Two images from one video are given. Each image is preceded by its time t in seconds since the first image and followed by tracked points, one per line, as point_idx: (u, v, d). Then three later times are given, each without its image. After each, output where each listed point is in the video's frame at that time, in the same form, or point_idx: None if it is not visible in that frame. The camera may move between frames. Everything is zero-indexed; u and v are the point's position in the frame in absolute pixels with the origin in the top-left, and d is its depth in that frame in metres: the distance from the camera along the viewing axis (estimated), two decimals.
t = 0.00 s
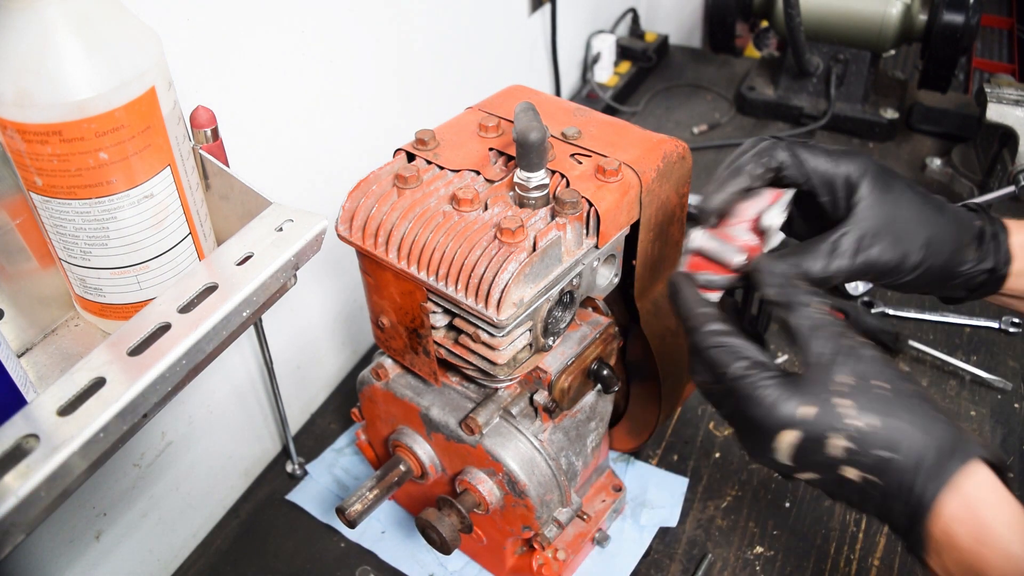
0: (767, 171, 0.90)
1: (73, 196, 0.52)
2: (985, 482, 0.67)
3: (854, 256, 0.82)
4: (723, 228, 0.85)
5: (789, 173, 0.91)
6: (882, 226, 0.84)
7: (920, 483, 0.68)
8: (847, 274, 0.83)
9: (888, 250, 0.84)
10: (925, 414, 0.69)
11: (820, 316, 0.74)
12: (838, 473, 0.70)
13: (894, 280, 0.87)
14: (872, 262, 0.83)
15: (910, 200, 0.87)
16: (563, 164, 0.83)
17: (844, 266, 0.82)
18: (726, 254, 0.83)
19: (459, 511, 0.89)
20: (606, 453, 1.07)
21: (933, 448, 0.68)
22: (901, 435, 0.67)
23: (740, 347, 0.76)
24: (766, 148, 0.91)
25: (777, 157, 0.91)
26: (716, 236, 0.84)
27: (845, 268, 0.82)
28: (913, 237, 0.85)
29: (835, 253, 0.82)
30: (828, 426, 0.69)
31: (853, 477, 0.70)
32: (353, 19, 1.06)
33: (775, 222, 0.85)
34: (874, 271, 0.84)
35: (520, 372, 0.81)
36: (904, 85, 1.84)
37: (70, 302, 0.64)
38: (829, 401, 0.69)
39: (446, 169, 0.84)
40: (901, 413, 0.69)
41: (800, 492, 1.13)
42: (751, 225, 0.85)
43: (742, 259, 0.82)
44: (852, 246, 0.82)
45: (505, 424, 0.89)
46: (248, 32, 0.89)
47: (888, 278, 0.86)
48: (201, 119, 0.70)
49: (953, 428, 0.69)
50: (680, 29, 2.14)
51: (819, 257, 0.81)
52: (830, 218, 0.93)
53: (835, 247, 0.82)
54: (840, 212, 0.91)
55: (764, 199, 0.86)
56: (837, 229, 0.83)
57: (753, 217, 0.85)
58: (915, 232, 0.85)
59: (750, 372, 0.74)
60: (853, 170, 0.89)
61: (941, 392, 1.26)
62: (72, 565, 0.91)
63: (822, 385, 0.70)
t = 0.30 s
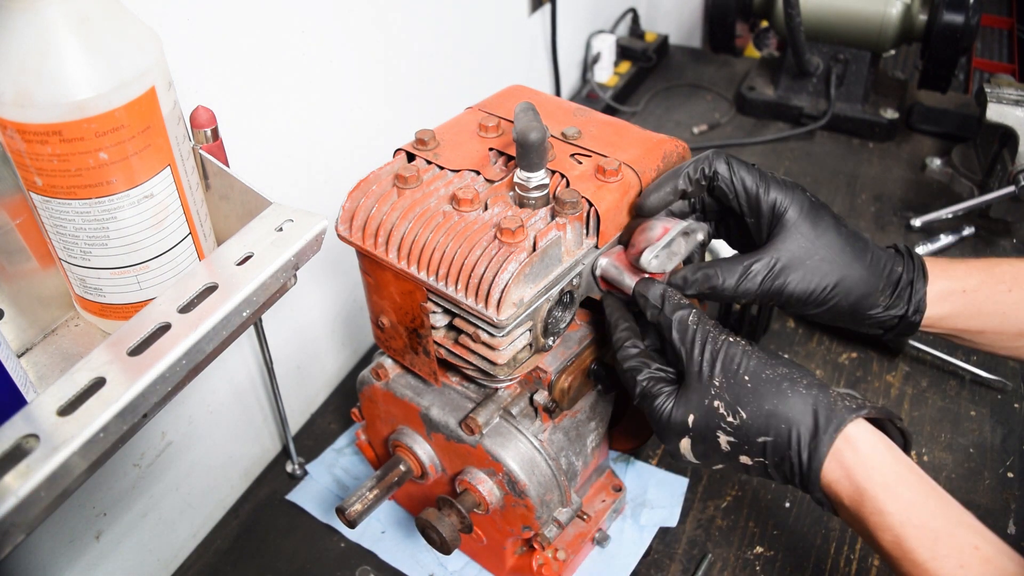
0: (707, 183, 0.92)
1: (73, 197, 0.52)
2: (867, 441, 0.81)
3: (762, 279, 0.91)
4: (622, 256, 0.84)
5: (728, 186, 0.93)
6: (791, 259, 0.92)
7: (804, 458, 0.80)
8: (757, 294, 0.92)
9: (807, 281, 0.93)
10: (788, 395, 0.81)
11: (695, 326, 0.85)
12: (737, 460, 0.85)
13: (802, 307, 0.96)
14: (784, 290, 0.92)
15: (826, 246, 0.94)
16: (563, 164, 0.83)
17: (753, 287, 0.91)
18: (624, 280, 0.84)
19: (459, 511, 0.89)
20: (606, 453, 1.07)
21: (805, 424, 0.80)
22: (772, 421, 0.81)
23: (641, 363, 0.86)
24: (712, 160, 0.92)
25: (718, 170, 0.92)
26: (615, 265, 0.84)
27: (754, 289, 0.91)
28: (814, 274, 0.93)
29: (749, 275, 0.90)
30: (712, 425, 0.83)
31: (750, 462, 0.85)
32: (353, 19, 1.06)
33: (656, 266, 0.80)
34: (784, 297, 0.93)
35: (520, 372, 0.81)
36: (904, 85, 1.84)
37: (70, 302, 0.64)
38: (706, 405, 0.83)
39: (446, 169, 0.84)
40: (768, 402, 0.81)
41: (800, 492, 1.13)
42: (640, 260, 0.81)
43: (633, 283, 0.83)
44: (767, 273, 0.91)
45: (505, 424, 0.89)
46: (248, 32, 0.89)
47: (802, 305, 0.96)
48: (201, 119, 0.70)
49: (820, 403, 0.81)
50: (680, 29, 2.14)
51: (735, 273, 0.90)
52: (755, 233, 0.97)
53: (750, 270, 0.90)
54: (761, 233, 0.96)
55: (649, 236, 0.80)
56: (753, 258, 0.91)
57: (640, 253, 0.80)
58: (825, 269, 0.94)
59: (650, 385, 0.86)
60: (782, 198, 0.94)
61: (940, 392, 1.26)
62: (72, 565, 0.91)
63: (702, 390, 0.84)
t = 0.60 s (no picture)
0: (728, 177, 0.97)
1: (73, 197, 0.52)
2: (867, 430, 0.80)
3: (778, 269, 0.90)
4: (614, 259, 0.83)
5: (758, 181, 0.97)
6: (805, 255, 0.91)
7: (805, 448, 0.79)
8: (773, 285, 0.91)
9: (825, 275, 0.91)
10: (789, 386, 0.81)
11: (697, 320, 0.86)
12: (739, 452, 0.85)
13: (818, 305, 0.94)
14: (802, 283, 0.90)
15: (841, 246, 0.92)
16: (563, 164, 0.83)
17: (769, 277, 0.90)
18: (622, 281, 0.83)
19: (459, 511, 0.89)
20: (606, 453, 1.07)
21: (806, 414, 0.80)
22: (772, 412, 0.80)
23: (644, 356, 0.87)
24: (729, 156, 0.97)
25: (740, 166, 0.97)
26: (610, 268, 0.82)
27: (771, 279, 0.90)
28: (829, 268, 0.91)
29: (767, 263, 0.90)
30: (713, 419, 0.83)
31: (753, 454, 0.85)
32: (353, 19, 1.06)
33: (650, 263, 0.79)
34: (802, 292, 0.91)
35: (520, 372, 0.81)
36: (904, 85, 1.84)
37: (70, 302, 0.64)
38: (707, 398, 0.83)
39: (446, 169, 0.84)
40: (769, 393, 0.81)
41: (800, 492, 1.13)
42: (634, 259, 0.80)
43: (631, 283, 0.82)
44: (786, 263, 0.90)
45: (505, 424, 0.89)
46: (248, 32, 0.89)
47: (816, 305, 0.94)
48: (201, 118, 0.70)
49: (820, 392, 0.80)
50: (680, 29, 2.14)
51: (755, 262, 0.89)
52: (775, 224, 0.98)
53: (767, 258, 0.89)
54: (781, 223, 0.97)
55: (638, 236, 0.79)
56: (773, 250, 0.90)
57: (633, 253, 0.80)
58: (846, 267, 0.91)
59: (652, 379, 0.87)
60: (807, 193, 0.95)
61: (940, 392, 1.26)
62: (72, 565, 0.91)
63: (703, 384, 0.84)
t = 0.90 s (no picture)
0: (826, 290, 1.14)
1: (73, 196, 0.52)
2: (861, 431, 0.79)
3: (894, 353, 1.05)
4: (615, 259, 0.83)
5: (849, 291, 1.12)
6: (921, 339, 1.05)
7: (798, 450, 0.79)
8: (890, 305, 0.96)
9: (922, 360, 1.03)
10: (785, 389, 0.81)
11: (694, 321, 0.86)
12: (732, 453, 0.86)
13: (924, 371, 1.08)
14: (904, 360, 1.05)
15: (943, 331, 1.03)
16: (563, 164, 0.83)
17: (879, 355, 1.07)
18: (622, 281, 0.83)
19: (459, 511, 0.89)
20: (606, 453, 1.07)
21: (800, 415, 0.80)
22: (766, 413, 0.81)
23: (640, 356, 0.87)
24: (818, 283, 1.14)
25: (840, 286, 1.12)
26: (610, 268, 0.83)
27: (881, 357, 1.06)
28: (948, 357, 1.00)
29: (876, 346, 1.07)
30: (706, 419, 0.83)
31: (746, 455, 0.85)
32: (353, 19, 1.06)
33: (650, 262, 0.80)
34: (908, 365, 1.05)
35: (520, 372, 0.81)
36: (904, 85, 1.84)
37: (70, 302, 0.64)
38: (701, 399, 0.84)
39: (446, 169, 0.84)
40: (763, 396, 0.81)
41: (800, 492, 1.13)
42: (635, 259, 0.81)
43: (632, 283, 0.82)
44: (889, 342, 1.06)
45: (505, 424, 0.89)
46: (248, 32, 0.89)
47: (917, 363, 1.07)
48: (201, 119, 0.70)
49: (814, 393, 0.80)
50: (680, 29, 2.14)
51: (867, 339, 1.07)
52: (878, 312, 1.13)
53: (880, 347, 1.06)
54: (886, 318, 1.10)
55: (638, 236, 0.79)
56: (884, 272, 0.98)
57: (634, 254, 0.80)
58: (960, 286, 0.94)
59: (648, 378, 0.87)
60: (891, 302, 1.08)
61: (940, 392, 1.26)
62: (72, 565, 0.91)
63: (697, 384, 0.84)
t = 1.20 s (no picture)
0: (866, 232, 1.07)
1: (73, 197, 0.52)
2: (860, 434, 0.80)
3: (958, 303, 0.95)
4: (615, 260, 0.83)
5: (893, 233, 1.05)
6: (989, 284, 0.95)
7: (798, 452, 0.80)
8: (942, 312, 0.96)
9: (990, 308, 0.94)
10: (784, 390, 0.81)
11: (694, 320, 0.87)
12: (733, 454, 0.86)
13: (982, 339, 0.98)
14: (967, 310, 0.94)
15: None
16: (563, 164, 0.83)
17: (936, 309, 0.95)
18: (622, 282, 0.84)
19: (459, 511, 0.89)
20: (606, 453, 1.07)
21: (800, 418, 0.80)
22: (767, 416, 0.81)
23: (640, 356, 0.87)
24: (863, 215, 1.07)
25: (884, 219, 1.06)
26: (610, 268, 0.83)
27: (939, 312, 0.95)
28: None
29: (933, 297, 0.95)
30: (707, 420, 0.84)
31: (746, 457, 0.85)
32: (353, 19, 1.06)
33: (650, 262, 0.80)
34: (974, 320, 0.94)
35: (519, 372, 0.81)
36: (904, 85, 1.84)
37: (70, 302, 0.64)
38: (702, 399, 0.84)
39: (446, 169, 0.84)
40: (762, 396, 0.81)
41: (800, 492, 1.13)
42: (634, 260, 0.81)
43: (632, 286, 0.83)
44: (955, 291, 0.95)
45: (505, 424, 0.89)
46: (248, 32, 0.89)
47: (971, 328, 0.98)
48: (201, 118, 0.70)
49: (815, 397, 0.80)
50: (680, 29, 2.14)
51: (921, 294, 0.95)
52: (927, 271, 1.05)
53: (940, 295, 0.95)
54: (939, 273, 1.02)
55: (638, 237, 0.79)
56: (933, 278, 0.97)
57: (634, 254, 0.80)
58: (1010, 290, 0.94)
59: (648, 378, 0.87)
60: (952, 239, 1.00)
61: (940, 392, 1.26)
62: (72, 564, 0.91)
63: (698, 384, 0.84)
